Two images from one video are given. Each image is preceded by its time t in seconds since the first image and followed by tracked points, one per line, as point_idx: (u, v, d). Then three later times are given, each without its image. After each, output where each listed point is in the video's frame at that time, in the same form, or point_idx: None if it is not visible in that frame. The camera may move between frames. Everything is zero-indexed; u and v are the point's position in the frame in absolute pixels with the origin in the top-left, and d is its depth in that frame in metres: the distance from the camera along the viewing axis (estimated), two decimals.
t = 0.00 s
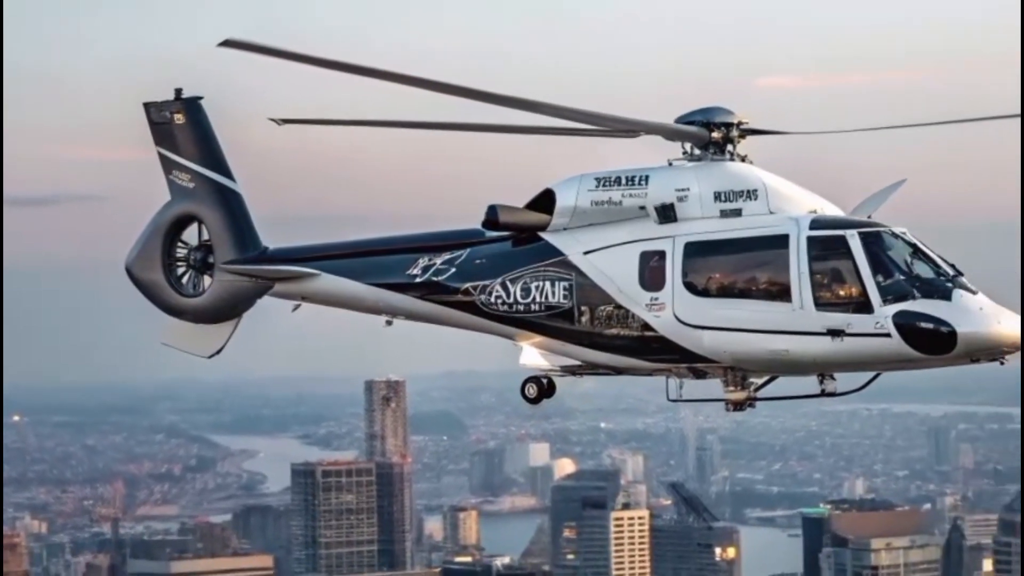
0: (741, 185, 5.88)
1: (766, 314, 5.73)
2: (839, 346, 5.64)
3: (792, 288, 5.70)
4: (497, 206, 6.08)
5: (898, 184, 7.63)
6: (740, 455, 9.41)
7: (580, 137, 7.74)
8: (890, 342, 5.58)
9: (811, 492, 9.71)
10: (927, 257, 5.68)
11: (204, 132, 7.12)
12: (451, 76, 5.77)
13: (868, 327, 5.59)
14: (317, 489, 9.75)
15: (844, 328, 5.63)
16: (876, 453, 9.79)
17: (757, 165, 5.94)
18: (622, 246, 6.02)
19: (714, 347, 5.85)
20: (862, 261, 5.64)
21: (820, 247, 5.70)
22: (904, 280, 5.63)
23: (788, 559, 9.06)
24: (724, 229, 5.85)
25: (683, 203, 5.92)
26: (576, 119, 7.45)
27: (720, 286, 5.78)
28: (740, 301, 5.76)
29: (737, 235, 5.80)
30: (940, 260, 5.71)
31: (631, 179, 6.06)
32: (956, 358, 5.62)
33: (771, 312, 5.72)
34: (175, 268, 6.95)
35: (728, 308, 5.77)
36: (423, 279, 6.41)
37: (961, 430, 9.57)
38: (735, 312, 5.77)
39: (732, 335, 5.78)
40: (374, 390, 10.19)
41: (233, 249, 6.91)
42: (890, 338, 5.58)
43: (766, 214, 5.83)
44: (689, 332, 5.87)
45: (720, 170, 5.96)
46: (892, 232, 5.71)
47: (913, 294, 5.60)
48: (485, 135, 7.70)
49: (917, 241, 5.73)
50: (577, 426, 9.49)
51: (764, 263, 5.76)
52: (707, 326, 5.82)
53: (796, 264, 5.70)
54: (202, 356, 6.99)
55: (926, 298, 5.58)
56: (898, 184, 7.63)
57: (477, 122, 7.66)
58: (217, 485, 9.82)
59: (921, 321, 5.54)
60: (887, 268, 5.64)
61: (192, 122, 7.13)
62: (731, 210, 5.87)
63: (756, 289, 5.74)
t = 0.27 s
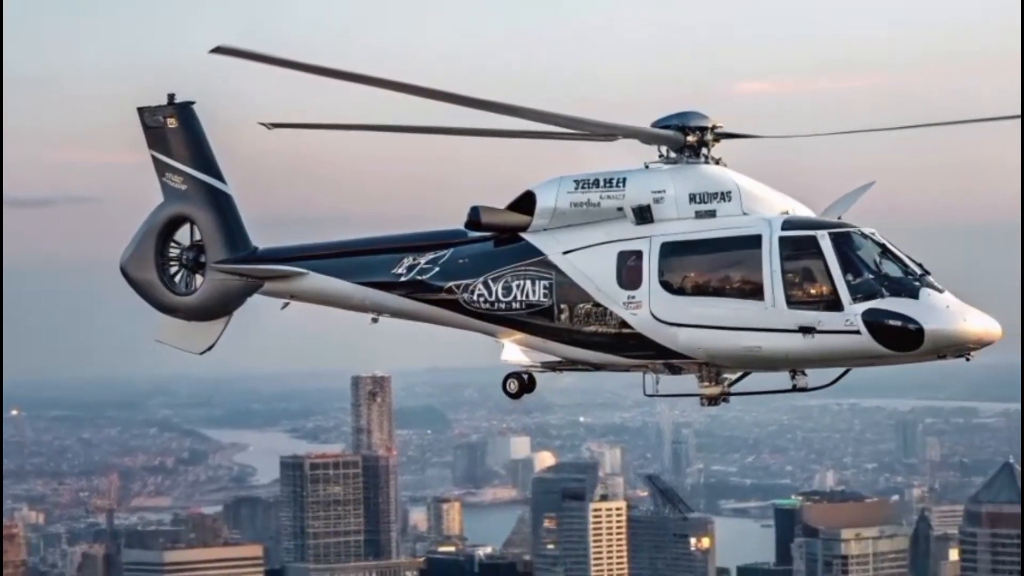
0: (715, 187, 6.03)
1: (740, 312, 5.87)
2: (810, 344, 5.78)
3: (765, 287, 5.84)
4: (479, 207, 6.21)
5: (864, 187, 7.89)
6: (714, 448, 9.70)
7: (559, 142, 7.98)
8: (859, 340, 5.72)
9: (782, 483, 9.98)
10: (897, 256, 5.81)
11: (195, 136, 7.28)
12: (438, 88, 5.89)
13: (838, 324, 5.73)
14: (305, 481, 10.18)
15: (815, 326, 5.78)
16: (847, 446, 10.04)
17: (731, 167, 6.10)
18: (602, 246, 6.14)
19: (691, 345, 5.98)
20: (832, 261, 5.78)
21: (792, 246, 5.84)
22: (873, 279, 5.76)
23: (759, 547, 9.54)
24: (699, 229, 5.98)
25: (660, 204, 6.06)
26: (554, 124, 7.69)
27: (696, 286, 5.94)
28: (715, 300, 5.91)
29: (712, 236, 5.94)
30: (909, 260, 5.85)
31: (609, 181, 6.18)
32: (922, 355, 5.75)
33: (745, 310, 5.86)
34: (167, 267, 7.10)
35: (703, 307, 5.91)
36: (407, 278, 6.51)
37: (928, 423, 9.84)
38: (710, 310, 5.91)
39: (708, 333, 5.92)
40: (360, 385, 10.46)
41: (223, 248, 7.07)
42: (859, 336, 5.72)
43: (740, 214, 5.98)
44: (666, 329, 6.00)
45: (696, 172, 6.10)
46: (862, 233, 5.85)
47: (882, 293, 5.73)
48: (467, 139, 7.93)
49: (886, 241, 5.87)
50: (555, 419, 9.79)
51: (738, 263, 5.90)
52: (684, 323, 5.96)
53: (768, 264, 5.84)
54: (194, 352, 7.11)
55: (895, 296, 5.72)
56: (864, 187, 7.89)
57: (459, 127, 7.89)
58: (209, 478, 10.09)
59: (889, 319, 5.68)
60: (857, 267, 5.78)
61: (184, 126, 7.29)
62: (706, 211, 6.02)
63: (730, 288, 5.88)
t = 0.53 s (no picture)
0: (691, 189, 6.02)
1: (713, 311, 5.86)
2: (781, 341, 5.78)
3: (738, 285, 5.83)
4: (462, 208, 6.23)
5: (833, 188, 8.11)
6: (688, 441, 10.06)
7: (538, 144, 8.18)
8: (829, 337, 5.72)
9: (756, 476, 10.35)
10: (865, 256, 5.81)
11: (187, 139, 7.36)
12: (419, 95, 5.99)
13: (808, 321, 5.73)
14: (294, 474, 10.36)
15: (785, 323, 5.78)
16: (817, 439, 10.35)
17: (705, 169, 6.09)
18: (580, 246, 6.13)
19: (666, 342, 5.97)
20: (802, 260, 5.77)
21: (764, 246, 5.83)
22: (843, 278, 5.76)
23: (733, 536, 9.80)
24: (674, 229, 5.96)
25: (636, 205, 6.05)
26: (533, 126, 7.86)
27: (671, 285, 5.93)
28: (689, 299, 5.90)
29: (687, 236, 5.93)
30: (877, 260, 5.85)
31: (587, 183, 6.17)
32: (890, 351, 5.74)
33: (718, 308, 5.86)
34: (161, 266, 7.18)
35: (677, 306, 5.91)
36: (391, 277, 6.52)
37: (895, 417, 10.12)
38: (684, 309, 5.90)
39: (683, 330, 5.92)
40: (346, 380, 10.72)
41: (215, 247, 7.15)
42: (829, 333, 5.72)
43: (715, 215, 5.96)
44: (641, 326, 6.00)
45: (671, 175, 6.08)
46: (831, 233, 5.85)
47: (852, 291, 5.73)
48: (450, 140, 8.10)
49: (854, 241, 5.87)
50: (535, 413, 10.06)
51: (712, 262, 5.89)
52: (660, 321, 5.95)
53: (740, 263, 5.83)
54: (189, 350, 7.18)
55: (863, 294, 5.72)
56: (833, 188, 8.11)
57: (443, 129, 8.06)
58: (199, 470, 10.36)
59: (858, 316, 5.68)
60: (826, 266, 5.77)
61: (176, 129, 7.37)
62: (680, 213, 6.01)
63: (704, 287, 5.88)
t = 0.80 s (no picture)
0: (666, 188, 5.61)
1: (686, 311, 5.46)
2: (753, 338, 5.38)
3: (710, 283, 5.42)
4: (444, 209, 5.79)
5: (802, 192, 8.31)
6: (662, 434, 10.26)
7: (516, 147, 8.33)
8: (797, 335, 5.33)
9: (727, 469, 10.61)
10: (834, 254, 5.40)
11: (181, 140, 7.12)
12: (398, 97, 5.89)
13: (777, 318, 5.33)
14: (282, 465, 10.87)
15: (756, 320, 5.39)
16: (786, 433, 10.59)
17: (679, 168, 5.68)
18: (558, 246, 5.70)
19: (642, 338, 5.54)
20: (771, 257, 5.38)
21: (737, 245, 5.42)
22: (810, 275, 5.36)
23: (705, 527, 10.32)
24: (651, 229, 5.55)
25: (613, 206, 5.63)
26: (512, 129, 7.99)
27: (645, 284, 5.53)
28: (664, 298, 5.50)
29: (661, 235, 5.53)
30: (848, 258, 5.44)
31: (566, 185, 5.74)
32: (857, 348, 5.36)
33: (689, 308, 5.46)
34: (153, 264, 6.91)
35: (651, 306, 5.51)
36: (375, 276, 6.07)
37: (862, 412, 10.21)
38: (657, 308, 5.50)
39: (655, 329, 5.51)
40: (331, 375, 10.97)
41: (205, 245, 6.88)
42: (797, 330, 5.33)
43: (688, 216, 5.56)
44: (617, 324, 5.58)
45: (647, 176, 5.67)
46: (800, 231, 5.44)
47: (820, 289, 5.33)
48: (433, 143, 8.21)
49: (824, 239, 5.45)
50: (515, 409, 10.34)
51: (686, 260, 5.48)
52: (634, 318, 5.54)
53: (713, 260, 5.43)
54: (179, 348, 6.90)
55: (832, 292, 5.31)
56: (802, 192, 8.31)
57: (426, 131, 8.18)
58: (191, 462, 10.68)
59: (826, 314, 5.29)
60: (793, 264, 5.38)
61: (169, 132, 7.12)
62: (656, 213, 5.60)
63: (677, 285, 5.48)
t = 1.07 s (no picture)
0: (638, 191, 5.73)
1: (660, 308, 5.56)
2: (724, 335, 5.49)
3: (684, 281, 5.53)
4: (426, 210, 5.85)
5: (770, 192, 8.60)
6: (637, 427, 10.54)
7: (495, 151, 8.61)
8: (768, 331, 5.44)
9: (700, 460, 10.97)
10: (802, 255, 5.53)
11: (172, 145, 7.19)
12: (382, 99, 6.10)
13: (747, 315, 5.45)
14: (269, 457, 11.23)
15: (727, 317, 5.49)
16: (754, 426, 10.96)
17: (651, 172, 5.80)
18: (536, 245, 5.80)
19: (617, 335, 5.64)
20: (742, 256, 5.49)
21: (708, 245, 5.54)
22: (779, 275, 5.48)
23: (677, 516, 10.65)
24: (626, 230, 5.66)
25: (589, 207, 5.73)
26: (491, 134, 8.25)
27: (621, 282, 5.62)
28: (638, 296, 5.60)
29: (635, 235, 5.64)
30: (814, 260, 5.57)
31: (542, 187, 5.85)
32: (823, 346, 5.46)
33: (664, 306, 5.56)
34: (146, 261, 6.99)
35: (625, 303, 5.61)
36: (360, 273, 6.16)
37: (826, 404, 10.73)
38: (633, 304, 5.60)
39: (632, 325, 5.62)
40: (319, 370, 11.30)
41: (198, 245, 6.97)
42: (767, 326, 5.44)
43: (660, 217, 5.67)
44: (593, 321, 5.68)
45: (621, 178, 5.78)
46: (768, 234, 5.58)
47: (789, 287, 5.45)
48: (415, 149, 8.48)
49: (792, 242, 5.58)
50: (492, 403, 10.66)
51: (660, 259, 5.59)
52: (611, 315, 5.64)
53: (686, 259, 5.54)
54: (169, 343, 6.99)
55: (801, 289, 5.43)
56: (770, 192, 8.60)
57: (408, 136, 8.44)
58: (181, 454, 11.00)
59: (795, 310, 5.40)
60: (763, 263, 5.49)
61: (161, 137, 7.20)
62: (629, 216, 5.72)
63: (651, 284, 5.58)
